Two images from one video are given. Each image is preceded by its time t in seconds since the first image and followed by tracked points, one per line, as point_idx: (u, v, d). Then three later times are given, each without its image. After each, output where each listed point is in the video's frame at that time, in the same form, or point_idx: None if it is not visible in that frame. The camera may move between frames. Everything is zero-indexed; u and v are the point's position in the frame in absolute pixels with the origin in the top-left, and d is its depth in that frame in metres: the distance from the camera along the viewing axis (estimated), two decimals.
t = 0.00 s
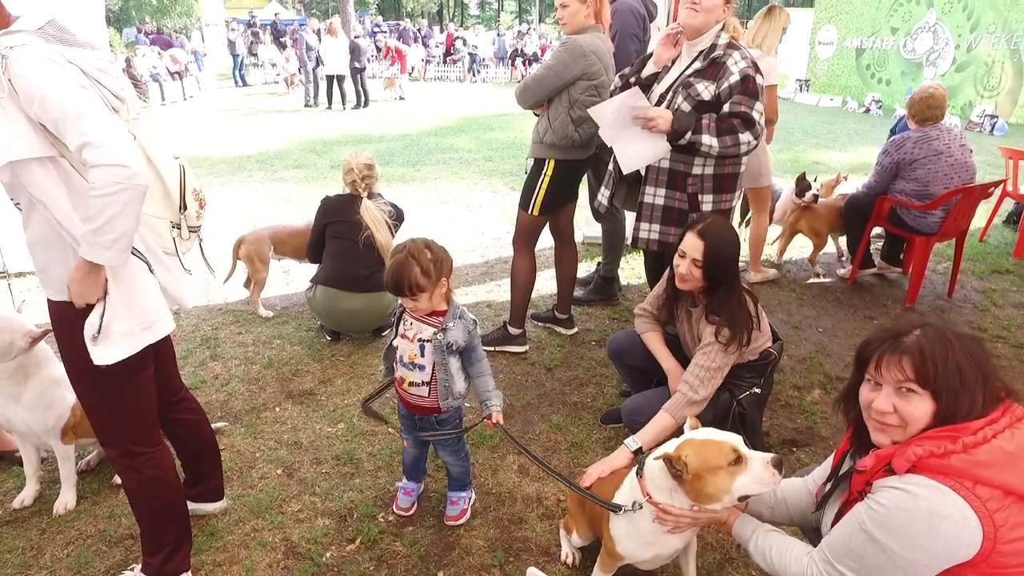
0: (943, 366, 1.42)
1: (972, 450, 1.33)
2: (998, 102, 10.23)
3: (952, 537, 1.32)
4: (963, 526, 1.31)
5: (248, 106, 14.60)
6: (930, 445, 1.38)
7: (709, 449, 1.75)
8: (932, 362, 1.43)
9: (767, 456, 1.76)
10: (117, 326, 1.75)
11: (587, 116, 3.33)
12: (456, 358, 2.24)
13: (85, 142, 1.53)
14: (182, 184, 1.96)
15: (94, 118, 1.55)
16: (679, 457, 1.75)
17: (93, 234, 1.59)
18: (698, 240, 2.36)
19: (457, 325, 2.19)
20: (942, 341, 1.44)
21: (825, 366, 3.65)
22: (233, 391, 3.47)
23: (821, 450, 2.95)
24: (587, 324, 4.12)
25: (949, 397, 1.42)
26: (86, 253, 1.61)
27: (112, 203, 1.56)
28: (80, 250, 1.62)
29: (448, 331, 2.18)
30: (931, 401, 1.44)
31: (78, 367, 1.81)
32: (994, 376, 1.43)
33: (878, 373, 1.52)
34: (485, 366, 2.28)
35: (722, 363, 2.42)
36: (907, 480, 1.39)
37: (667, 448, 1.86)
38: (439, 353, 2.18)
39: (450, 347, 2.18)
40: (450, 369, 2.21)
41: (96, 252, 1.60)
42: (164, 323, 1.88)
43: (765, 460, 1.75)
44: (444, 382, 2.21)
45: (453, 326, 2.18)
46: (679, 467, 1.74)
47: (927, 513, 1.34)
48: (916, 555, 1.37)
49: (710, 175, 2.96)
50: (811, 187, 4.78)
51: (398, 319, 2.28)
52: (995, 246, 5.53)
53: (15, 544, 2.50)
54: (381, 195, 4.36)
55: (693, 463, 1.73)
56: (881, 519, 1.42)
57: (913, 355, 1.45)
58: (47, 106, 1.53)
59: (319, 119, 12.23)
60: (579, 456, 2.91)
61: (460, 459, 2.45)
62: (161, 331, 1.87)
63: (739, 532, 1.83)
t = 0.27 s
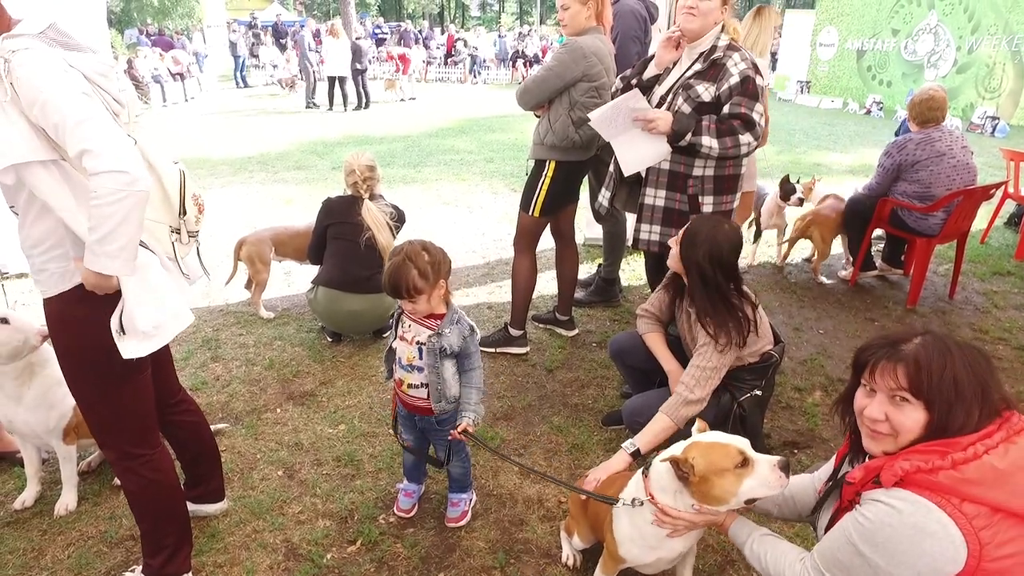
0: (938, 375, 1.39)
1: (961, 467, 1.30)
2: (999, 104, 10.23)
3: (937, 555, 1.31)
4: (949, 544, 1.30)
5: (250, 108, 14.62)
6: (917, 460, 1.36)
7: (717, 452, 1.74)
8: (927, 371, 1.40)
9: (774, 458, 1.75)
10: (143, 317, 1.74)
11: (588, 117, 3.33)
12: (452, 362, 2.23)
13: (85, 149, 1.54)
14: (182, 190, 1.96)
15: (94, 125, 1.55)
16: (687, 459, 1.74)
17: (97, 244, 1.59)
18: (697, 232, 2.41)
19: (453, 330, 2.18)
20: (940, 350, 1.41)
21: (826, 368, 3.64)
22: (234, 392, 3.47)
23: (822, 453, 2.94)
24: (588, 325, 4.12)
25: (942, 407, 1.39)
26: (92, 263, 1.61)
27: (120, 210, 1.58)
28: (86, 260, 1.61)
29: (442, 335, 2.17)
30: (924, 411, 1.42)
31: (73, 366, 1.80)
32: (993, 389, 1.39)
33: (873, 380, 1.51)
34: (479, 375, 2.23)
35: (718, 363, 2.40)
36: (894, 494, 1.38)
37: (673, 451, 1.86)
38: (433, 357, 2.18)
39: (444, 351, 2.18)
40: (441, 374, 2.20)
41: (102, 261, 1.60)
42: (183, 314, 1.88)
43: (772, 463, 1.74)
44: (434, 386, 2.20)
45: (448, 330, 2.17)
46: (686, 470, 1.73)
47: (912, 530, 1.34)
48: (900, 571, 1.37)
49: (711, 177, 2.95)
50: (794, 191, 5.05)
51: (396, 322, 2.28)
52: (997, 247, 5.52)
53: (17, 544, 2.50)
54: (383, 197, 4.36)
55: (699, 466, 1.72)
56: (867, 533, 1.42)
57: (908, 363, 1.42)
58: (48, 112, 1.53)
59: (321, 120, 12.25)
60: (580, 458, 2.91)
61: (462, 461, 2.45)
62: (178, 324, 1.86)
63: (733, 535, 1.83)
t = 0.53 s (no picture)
0: (941, 385, 1.39)
1: (964, 479, 1.29)
2: (1001, 105, 10.22)
3: (937, 566, 1.30)
4: (951, 555, 1.28)
5: (251, 109, 14.64)
6: (920, 471, 1.35)
7: (723, 451, 1.76)
8: (929, 379, 1.40)
9: (780, 460, 1.75)
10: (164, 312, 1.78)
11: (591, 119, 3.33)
12: (453, 364, 2.22)
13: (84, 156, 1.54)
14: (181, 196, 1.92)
15: (94, 131, 1.55)
16: (693, 458, 1.76)
17: (106, 253, 1.62)
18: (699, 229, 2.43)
19: (453, 332, 2.16)
20: (943, 358, 1.41)
21: (828, 370, 3.64)
22: (237, 393, 3.48)
23: (825, 455, 2.94)
24: (590, 327, 4.12)
25: (945, 417, 1.38)
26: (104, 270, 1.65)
27: (120, 224, 1.59)
28: (99, 268, 1.66)
29: (443, 338, 2.15)
30: (926, 420, 1.41)
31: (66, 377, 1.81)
32: (998, 399, 1.38)
33: (875, 389, 1.51)
34: (479, 377, 2.22)
35: (722, 363, 2.39)
36: (896, 504, 1.38)
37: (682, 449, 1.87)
38: (432, 358, 2.18)
39: (444, 353, 2.17)
40: (440, 376, 2.20)
41: (112, 269, 1.64)
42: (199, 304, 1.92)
43: (777, 464, 1.74)
44: (434, 388, 2.20)
45: (449, 333, 2.16)
46: (693, 468, 1.75)
47: (912, 540, 1.33)
48: None
49: (714, 178, 2.95)
50: (788, 190, 4.98)
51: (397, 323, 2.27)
52: (1000, 249, 5.52)
53: (20, 545, 2.51)
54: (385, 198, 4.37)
55: (705, 464, 1.74)
56: (868, 542, 1.42)
57: (910, 372, 1.42)
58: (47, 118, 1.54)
59: (322, 122, 12.26)
60: (583, 459, 2.91)
61: (464, 462, 2.45)
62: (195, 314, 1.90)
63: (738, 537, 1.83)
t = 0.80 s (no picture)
0: (925, 395, 1.38)
1: (979, 485, 1.30)
2: (1005, 108, 10.21)
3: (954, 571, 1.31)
4: (967, 561, 1.29)
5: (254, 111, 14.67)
6: (933, 477, 1.35)
7: (739, 438, 1.82)
8: (918, 388, 1.39)
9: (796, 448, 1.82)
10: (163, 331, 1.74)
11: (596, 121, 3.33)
12: (461, 366, 2.22)
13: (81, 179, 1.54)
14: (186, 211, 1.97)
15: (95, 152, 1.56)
16: (710, 443, 1.82)
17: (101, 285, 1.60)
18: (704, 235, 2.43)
19: (462, 334, 2.17)
20: (936, 363, 1.38)
21: (834, 373, 3.64)
22: (242, 395, 3.48)
23: (831, 457, 2.94)
24: (595, 329, 4.12)
25: (923, 424, 1.39)
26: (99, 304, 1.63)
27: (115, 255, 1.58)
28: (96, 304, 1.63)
29: (452, 340, 2.15)
30: (908, 423, 1.43)
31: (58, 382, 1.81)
32: (998, 416, 1.34)
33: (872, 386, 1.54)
34: (488, 378, 2.24)
35: (727, 365, 2.39)
36: (911, 510, 1.37)
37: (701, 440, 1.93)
38: (441, 361, 2.17)
39: (453, 355, 2.17)
40: (449, 378, 2.19)
41: (106, 302, 1.62)
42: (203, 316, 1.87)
43: (794, 453, 1.80)
44: (444, 390, 2.20)
45: (458, 335, 2.16)
46: (710, 453, 1.81)
47: (929, 546, 1.33)
48: None
49: (721, 182, 2.95)
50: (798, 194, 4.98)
51: (403, 326, 2.27)
52: (1004, 252, 5.51)
53: (28, 546, 2.51)
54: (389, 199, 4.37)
55: (722, 449, 1.79)
56: (883, 547, 1.41)
57: (902, 376, 1.43)
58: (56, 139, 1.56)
59: (325, 123, 12.27)
60: (590, 462, 2.91)
61: (471, 464, 2.45)
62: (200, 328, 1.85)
63: (751, 538, 1.82)
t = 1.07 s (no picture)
0: (946, 392, 1.39)
1: (1008, 487, 1.32)
2: (1015, 110, 10.16)
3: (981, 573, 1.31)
4: (996, 564, 1.29)
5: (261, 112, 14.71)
6: (961, 478, 1.36)
7: (754, 434, 1.82)
8: (939, 385, 1.40)
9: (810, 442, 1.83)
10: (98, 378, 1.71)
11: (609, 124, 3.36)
12: (476, 367, 2.23)
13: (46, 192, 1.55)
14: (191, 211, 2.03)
15: (63, 158, 1.55)
16: (725, 441, 1.82)
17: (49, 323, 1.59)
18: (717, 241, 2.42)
19: (479, 335, 2.18)
20: (959, 365, 1.39)
21: (846, 376, 3.63)
22: (255, 396, 3.49)
23: (845, 461, 2.93)
24: (606, 331, 4.12)
25: (938, 421, 1.41)
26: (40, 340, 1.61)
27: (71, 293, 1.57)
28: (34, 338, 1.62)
29: (469, 341, 2.17)
30: (924, 418, 1.45)
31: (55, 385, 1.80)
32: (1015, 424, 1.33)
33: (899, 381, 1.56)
34: (503, 379, 2.25)
35: (744, 367, 2.38)
36: (937, 511, 1.38)
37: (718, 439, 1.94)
38: (458, 362, 2.19)
39: (470, 356, 2.18)
40: (465, 379, 2.20)
41: (49, 340, 1.61)
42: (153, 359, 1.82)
43: (808, 446, 1.81)
44: (460, 391, 2.21)
45: (475, 336, 2.17)
46: (726, 451, 1.81)
47: (956, 547, 1.34)
48: None
49: (734, 185, 2.95)
50: (813, 201, 4.91)
51: (417, 329, 2.27)
52: (1016, 256, 5.48)
53: (45, 544, 2.53)
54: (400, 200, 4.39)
55: (738, 447, 1.80)
56: (908, 547, 1.42)
57: (924, 373, 1.44)
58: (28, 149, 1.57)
59: (332, 124, 12.30)
60: (603, 464, 2.91)
61: (485, 465, 2.46)
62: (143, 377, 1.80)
63: (773, 535, 1.83)
